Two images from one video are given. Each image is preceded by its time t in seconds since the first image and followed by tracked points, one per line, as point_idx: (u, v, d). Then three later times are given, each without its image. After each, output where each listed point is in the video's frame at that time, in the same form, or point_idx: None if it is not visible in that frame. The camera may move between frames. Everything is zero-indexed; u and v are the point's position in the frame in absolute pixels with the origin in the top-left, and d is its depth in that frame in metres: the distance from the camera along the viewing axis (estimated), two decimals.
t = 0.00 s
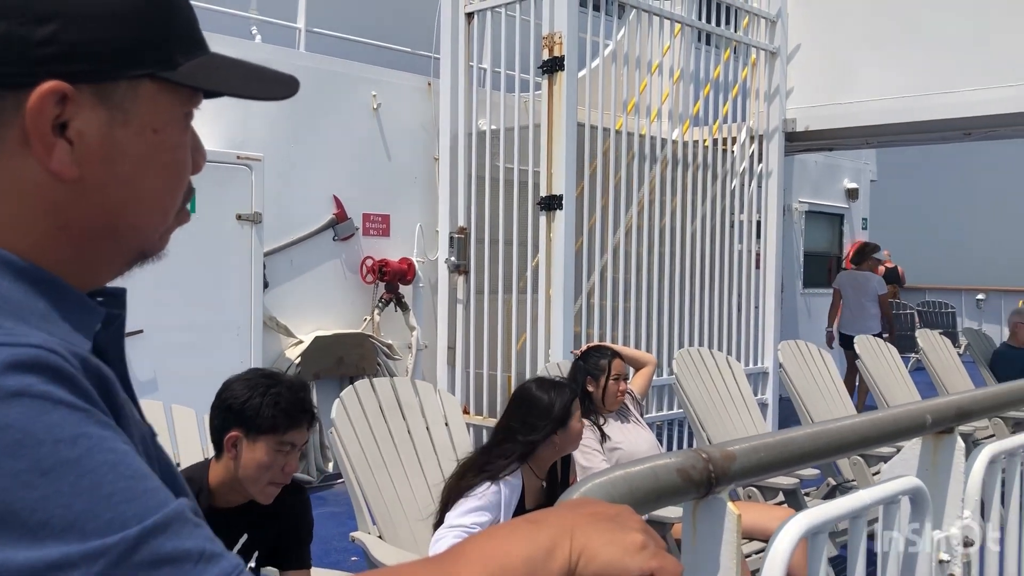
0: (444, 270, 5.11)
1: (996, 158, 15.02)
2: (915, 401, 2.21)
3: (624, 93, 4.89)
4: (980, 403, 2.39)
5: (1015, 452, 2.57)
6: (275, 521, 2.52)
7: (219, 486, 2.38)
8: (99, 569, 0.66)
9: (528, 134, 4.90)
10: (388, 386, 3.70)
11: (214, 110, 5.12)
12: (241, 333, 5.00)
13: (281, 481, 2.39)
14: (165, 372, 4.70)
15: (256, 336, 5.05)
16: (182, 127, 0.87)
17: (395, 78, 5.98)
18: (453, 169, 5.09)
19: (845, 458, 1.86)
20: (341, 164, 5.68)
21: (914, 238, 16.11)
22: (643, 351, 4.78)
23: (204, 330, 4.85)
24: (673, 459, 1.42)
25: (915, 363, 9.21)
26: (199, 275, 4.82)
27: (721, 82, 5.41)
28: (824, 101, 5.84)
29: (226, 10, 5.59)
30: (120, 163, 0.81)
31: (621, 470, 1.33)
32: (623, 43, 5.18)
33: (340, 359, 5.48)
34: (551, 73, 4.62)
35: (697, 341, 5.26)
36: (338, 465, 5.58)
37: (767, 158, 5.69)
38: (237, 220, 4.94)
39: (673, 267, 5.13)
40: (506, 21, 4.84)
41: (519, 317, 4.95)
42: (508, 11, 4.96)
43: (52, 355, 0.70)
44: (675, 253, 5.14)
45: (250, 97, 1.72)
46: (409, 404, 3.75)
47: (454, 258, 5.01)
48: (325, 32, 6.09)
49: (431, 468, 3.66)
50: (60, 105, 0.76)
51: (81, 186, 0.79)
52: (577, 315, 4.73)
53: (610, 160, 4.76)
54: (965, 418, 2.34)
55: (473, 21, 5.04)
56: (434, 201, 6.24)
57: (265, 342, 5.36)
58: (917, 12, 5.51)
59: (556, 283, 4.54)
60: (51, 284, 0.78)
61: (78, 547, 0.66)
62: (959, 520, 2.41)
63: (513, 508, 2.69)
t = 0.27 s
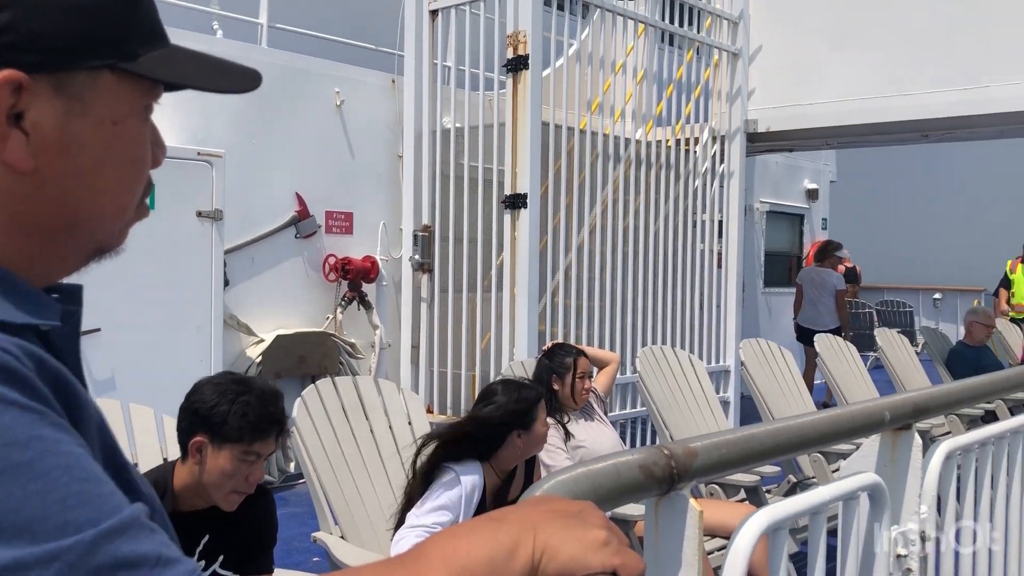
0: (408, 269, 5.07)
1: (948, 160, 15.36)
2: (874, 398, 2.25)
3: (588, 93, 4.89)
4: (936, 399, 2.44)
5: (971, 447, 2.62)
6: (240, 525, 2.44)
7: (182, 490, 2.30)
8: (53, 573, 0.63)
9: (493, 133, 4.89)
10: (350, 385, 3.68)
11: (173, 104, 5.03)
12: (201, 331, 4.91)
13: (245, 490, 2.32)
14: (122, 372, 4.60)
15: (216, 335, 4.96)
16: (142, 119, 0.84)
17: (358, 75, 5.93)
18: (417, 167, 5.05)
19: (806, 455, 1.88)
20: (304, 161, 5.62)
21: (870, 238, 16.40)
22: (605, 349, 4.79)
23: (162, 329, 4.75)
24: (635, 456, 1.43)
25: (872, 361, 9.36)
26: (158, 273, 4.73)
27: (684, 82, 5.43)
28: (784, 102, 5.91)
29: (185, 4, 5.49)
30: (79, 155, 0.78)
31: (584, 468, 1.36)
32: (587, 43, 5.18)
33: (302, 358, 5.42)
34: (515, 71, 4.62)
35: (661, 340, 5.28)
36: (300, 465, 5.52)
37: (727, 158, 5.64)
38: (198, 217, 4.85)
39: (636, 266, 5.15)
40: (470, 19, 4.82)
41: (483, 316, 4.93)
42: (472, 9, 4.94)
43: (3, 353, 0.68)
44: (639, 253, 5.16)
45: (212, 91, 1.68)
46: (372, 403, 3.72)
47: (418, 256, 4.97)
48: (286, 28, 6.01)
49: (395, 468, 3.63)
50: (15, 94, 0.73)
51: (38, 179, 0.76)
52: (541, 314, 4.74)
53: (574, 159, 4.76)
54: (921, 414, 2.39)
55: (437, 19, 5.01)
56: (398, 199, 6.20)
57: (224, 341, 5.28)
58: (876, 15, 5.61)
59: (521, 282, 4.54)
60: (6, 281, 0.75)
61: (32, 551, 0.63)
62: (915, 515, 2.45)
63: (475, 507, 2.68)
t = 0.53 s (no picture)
0: (356, 265, 4.99)
1: (889, 163, 15.73)
2: (818, 394, 2.27)
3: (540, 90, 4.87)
4: (878, 395, 2.48)
5: (912, 443, 2.66)
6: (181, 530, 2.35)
7: (121, 490, 2.21)
8: None
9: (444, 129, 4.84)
10: (295, 382, 3.60)
11: (114, 94, 4.88)
12: (143, 327, 4.78)
13: (185, 493, 2.24)
14: (60, 369, 4.45)
15: (159, 331, 4.83)
16: (69, 103, 0.79)
17: (307, 68, 5.82)
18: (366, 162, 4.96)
19: (750, 450, 1.88)
20: (250, 154, 5.50)
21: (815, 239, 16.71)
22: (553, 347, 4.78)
23: (103, 324, 4.61)
24: (581, 451, 1.41)
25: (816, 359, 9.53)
26: (98, 267, 4.58)
27: (634, 82, 5.43)
28: (732, 103, 5.97)
29: None
30: None
31: (530, 462, 1.33)
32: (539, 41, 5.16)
33: (248, 356, 5.31)
34: (467, 67, 4.58)
35: (611, 338, 5.29)
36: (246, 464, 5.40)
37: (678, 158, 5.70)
38: (140, 210, 4.71)
39: (587, 265, 5.15)
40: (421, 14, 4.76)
41: (433, 314, 4.89)
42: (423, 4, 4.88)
43: None
44: (590, 251, 5.15)
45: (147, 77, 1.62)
46: (318, 401, 3.65)
47: (367, 253, 4.88)
48: (233, 19, 5.87)
49: (342, 467, 3.57)
50: None
51: None
52: (491, 312, 4.71)
53: (525, 157, 4.74)
54: (864, 410, 2.42)
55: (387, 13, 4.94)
56: (347, 195, 6.10)
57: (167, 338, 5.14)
58: (823, 19, 5.69)
59: (471, 279, 4.50)
60: None
61: None
62: (856, 509, 2.49)
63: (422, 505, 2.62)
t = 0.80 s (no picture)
0: (298, 263, 4.90)
1: (824, 166, 16.13)
2: (755, 392, 2.31)
3: (484, 88, 4.86)
4: (814, 393, 2.53)
5: (845, 439, 2.73)
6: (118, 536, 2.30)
7: (51, 491, 2.11)
8: None
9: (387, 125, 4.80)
10: (235, 381, 3.52)
11: (44, 84, 4.72)
12: (77, 325, 4.63)
13: (118, 496, 2.12)
14: None
15: (94, 328, 4.69)
16: None
17: (247, 62, 5.71)
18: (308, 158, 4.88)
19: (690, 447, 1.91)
20: (188, 148, 5.38)
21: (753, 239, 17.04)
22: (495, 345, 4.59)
23: (33, 321, 4.46)
24: (523, 450, 1.40)
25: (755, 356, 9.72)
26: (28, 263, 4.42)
27: (578, 82, 5.45)
28: (674, 104, 6.05)
29: None
30: None
31: (470, 463, 1.32)
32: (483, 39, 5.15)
33: (186, 354, 5.19)
34: (410, 64, 4.55)
35: (555, 336, 5.31)
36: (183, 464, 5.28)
37: (620, 158, 5.75)
38: (74, 205, 4.56)
39: (531, 263, 5.15)
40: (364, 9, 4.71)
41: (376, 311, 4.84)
42: None
43: None
44: (534, 250, 5.17)
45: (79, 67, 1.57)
46: (258, 400, 3.58)
47: (309, 249, 4.81)
48: (170, 10, 5.74)
49: (282, 467, 3.51)
50: None
51: None
52: (435, 310, 4.69)
53: (469, 155, 4.73)
54: (800, 407, 2.47)
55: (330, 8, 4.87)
56: (288, 191, 6.00)
57: (102, 335, 4.99)
58: (762, 24, 5.80)
59: (415, 277, 4.47)
60: None
61: None
62: (791, 505, 2.55)
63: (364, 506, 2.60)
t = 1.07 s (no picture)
0: (239, 259, 4.78)
1: (766, 167, 16.44)
2: (699, 388, 2.33)
3: (430, 84, 4.81)
4: (756, 389, 2.56)
5: (787, 434, 2.77)
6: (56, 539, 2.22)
7: None
8: None
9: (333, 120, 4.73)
10: (174, 380, 3.45)
11: None
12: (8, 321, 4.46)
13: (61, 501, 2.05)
14: None
15: (26, 324, 4.52)
16: None
17: (189, 53, 5.58)
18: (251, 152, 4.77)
19: (635, 443, 1.91)
20: (125, 140, 5.22)
21: (697, 239, 17.28)
22: (437, 338, 4.49)
23: None
24: (470, 447, 1.38)
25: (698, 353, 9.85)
26: None
27: (525, 79, 5.42)
28: (620, 102, 6.07)
29: None
30: None
31: (415, 461, 1.29)
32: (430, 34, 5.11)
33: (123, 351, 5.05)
34: (356, 58, 4.49)
35: (501, 334, 5.29)
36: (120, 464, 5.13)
37: (567, 156, 5.76)
38: (5, 197, 4.39)
39: (478, 260, 5.13)
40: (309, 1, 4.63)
41: (321, 308, 4.77)
42: None
43: None
44: (482, 248, 5.15)
45: None
46: (198, 398, 3.50)
47: (251, 245, 4.69)
48: None
49: (222, 466, 3.43)
50: None
51: None
52: (381, 307, 4.64)
53: (416, 150, 4.68)
54: (743, 403, 2.50)
55: None
56: (230, 185, 5.88)
57: (35, 332, 4.81)
58: (707, 25, 5.85)
59: (360, 273, 4.42)
60: None
61: None
62: (735, 498, 2.57)
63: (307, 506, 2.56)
